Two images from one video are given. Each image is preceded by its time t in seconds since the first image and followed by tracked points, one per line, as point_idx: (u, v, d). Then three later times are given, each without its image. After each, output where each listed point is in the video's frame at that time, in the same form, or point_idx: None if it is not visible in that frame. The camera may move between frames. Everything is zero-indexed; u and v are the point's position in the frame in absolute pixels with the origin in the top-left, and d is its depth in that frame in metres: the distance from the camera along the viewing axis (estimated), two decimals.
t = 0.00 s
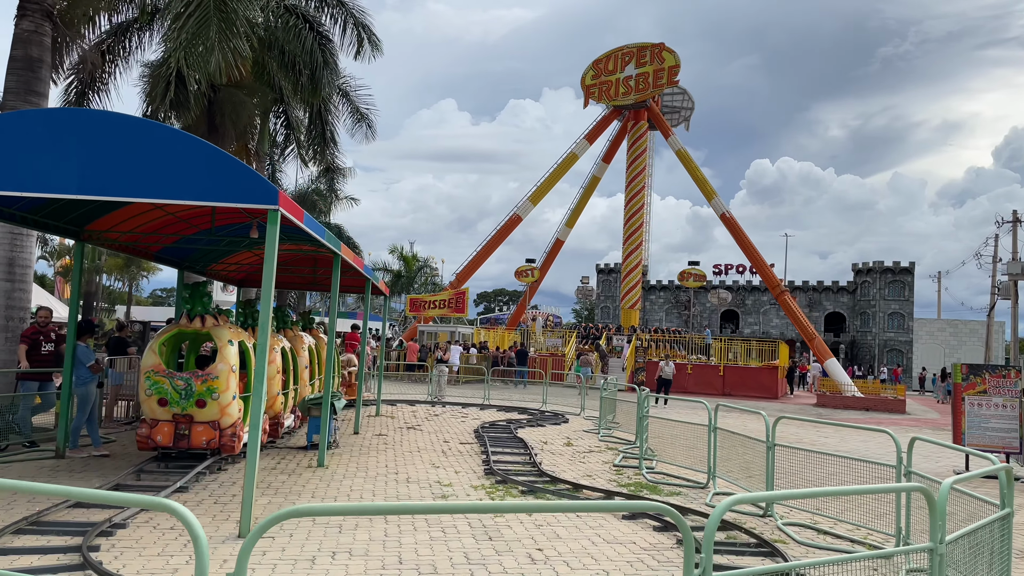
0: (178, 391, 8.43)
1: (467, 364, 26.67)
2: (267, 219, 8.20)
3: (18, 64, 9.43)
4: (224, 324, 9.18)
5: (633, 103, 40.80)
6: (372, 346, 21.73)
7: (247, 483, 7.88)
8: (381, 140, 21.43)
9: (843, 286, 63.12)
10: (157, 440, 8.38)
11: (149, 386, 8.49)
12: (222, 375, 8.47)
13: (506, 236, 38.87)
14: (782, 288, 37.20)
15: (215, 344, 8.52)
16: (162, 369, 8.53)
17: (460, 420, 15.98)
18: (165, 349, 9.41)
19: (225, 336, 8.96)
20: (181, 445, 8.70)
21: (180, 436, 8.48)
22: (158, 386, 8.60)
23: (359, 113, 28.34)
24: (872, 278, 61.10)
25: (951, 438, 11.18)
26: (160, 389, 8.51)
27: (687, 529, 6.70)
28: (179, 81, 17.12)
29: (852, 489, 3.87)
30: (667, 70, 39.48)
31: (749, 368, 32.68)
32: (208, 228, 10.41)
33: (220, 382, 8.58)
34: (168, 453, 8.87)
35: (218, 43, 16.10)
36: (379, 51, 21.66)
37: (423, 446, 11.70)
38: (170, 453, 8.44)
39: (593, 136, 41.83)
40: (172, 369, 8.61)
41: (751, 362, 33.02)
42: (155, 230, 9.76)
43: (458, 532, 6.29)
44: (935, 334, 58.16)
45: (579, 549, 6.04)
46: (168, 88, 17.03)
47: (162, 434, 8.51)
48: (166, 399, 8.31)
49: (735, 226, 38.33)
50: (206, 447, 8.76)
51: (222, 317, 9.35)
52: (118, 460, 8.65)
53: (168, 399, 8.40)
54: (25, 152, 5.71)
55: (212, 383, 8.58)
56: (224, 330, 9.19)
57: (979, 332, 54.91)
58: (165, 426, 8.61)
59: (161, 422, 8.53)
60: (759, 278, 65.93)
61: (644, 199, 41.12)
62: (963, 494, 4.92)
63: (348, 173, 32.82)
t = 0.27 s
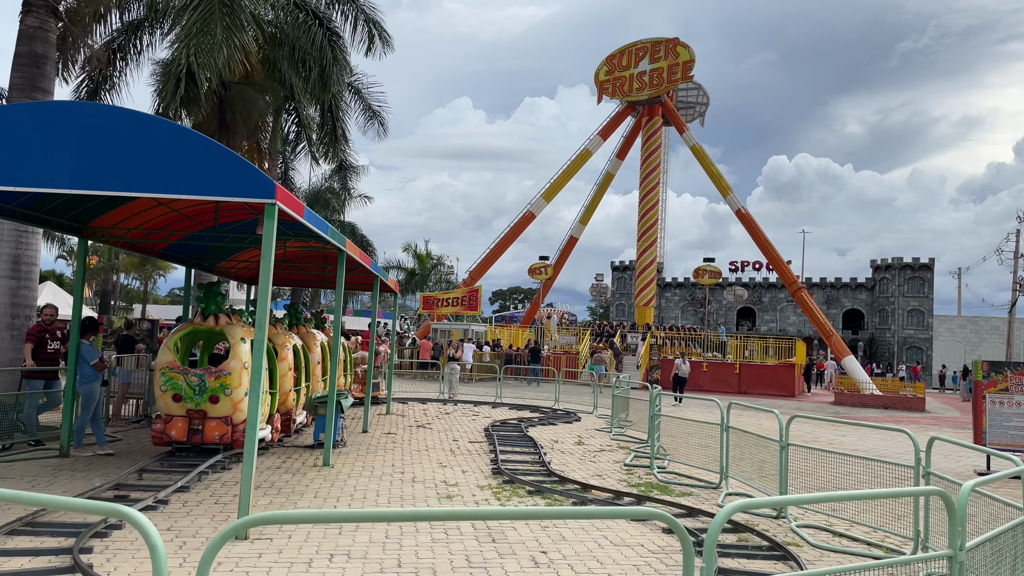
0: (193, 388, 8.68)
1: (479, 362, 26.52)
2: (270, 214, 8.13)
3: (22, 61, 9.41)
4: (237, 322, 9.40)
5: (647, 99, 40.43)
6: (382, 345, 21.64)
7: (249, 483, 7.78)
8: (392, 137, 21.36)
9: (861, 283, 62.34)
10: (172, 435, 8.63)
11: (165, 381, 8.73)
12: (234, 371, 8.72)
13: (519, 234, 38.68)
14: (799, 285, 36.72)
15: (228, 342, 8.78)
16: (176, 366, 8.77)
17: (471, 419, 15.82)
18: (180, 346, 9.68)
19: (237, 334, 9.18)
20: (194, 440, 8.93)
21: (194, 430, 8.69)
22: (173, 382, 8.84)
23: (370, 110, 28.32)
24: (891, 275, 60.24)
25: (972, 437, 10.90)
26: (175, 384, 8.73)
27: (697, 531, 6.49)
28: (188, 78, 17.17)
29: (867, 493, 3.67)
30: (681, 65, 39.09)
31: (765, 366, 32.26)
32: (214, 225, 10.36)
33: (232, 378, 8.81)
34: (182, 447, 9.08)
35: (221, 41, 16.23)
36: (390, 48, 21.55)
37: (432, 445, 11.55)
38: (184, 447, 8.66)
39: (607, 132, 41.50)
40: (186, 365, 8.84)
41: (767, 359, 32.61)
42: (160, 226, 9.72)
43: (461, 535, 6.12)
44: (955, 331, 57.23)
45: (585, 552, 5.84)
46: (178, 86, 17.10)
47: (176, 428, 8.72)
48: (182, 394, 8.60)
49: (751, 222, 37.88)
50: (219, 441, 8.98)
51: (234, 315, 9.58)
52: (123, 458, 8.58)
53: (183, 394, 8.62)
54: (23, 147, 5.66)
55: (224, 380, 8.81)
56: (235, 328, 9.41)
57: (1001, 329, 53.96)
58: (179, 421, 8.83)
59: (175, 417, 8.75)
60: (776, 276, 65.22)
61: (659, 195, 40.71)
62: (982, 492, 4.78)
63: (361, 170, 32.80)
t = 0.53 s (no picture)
0: (207, 386, 8.98)
1: (491, 361, 26.32)
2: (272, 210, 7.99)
3: (26, 56, 9.34)
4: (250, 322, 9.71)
5: (660, 95, 40.00)
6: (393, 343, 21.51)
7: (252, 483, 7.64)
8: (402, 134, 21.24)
9: (878, 280, 61.53)
10: (187, 432, 8.92)
11: (180, 380, 9.03)
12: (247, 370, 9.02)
13: (531, 231, 38.45)
14: (816, 281, 36.22)
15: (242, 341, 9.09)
16: (192, 365, 9.07)
17: (481, 418, 15.62)
18: (195, 346, 9.99)
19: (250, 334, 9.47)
20: (208, 437, 9.21)
21: (208, 428, 8.97)
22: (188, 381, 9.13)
23: (382, 108, 28.24)
24: (909, 271, 59.40)
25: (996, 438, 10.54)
26: (190, 383, 9.04)
27: (711, 535, 6.27)
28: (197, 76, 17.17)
29: (890, 500, 3.43)
30: (695, 60, 38.66)
31: (782, 364, 31.79)
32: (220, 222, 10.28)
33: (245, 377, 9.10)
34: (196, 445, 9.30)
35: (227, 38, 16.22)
36: (400, 44, 21.39)
37: (441, 444, 11.37)
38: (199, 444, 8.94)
39: (620, 129, 41.10)
40: (201, 364, 9.13)
41: (783, 357, 32.17)
42: (165, 223, 9.65)
43: (465, 539, 5.92)
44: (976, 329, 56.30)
45: (594, 557, 5.62)
46: (187, 85, 17.10)
47: (191, 426, 9.00)
48: (197, 393, 8.91)
49: (766, 219, 37.40)
50: (233, 438, 9.27)
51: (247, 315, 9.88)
52: (126, 458, 8.50)
53: (197, 392, 8.91)
54: (18, 141, 5.60)
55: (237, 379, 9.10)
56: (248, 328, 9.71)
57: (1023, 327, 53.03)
58: (194, 419, 9.12)
59: (190, 415, 9.04)
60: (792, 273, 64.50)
61: (673, 192, 40.27)
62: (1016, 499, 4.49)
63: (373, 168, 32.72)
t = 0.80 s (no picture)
0: (218, 390, 9.22)
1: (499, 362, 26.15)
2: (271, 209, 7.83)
3: (25, 56, 9.25)
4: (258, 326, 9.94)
5: (670, 92, 39.67)
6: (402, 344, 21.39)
7: (251, 488, 7.49)
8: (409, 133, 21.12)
9: (892, 278, 60.88)
10: (197, 434, 9.19)
11: (190, 384, 9.25)
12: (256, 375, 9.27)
13: (541, 231, 38.23)
14: (828, 280, 35.78)
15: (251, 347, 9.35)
16: (202, 369, 9.31)
17: (489, 419, 15.44)
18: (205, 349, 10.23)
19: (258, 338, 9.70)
20: (218, 439, 9.47)
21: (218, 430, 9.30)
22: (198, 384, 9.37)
23: (389, 108, 28.15)
24: (923, 269, 58.72)
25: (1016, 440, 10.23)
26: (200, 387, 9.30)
27: (721, 543, 6.04)
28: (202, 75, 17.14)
29: (906, 517, 3.24)
30: (705, 57, 38.31)
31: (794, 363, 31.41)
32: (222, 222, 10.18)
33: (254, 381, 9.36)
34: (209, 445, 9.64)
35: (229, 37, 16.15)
36: (406, 42, 21.25)
37: (446, 447, 11.19)
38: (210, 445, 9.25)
39: (630, 127, 40.77)
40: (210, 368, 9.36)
41: (796, 356, 31.77)
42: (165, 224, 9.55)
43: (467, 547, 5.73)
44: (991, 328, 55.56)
45: (598, 566, 5.41)
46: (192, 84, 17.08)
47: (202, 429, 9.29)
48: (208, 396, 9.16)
49: (778, 217, 36.99)
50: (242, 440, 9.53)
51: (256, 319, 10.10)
52: (125, 462, 8.38)
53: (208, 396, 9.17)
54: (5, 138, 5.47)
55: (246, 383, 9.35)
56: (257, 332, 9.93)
57: None
58: (205, 421, 9.41)
59: (200, 418, 9.34)
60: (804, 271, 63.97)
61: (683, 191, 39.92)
62: None
63: (382, 168, 32.64)
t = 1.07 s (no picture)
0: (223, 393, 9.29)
1: (504, 363, 25.99)
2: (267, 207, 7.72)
3: (20, 53, 9.15)
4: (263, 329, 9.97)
5: (676, 92, 39.41)
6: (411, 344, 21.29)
7: (246, 492, 7.37)
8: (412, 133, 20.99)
9: (900, 279, 60.41)
10: (203, 437, 9.28)
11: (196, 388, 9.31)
12: (261, 379, 9.35)
13: (546, 231, 38.04)
14: (836, 280, 35.46)
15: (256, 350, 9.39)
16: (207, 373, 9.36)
17: (492, 421, 15.26)
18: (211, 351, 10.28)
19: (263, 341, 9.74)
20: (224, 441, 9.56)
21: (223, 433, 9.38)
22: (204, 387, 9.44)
23: (393, 108, 28.04)
24: (931, 269, 58.23)
25: None
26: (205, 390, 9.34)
27: (727, 548, 5.86)
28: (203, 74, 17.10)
29: (922, 526, 3.06)
30: (711, 56, 38.06)
31: (802, 364, 31.11)
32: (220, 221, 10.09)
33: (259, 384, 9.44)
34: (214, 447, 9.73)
35: (229, 36, 16.09)
36: (409, 41, 21.11)
37: (448, 449, 11.03)
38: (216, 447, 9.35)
39: (635, 127, 40.51)
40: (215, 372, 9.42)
41: (803, 357, 31.46)
42: (161, 223, 9.46)
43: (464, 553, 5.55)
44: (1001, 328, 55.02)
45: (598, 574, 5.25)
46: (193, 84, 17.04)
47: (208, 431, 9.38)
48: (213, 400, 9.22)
49: (785, 216, 36.69)
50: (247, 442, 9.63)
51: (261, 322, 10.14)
52: (120, 465, 8.26)
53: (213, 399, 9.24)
54: None
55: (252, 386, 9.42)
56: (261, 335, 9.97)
57: None
58: (210, 423, 9.50)
59: (206, 421, 9.42)
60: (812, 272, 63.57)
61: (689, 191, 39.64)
62: None
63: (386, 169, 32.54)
